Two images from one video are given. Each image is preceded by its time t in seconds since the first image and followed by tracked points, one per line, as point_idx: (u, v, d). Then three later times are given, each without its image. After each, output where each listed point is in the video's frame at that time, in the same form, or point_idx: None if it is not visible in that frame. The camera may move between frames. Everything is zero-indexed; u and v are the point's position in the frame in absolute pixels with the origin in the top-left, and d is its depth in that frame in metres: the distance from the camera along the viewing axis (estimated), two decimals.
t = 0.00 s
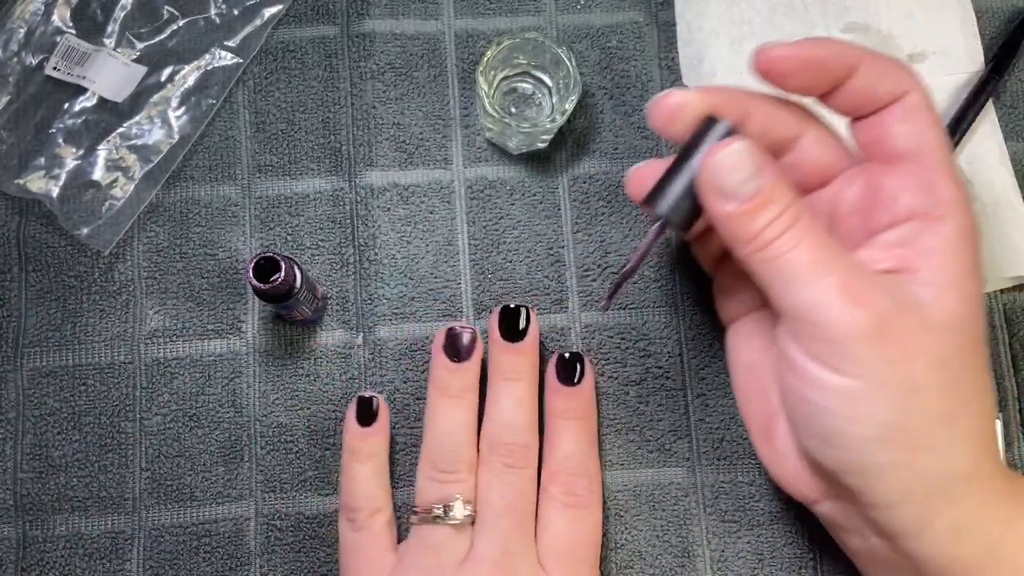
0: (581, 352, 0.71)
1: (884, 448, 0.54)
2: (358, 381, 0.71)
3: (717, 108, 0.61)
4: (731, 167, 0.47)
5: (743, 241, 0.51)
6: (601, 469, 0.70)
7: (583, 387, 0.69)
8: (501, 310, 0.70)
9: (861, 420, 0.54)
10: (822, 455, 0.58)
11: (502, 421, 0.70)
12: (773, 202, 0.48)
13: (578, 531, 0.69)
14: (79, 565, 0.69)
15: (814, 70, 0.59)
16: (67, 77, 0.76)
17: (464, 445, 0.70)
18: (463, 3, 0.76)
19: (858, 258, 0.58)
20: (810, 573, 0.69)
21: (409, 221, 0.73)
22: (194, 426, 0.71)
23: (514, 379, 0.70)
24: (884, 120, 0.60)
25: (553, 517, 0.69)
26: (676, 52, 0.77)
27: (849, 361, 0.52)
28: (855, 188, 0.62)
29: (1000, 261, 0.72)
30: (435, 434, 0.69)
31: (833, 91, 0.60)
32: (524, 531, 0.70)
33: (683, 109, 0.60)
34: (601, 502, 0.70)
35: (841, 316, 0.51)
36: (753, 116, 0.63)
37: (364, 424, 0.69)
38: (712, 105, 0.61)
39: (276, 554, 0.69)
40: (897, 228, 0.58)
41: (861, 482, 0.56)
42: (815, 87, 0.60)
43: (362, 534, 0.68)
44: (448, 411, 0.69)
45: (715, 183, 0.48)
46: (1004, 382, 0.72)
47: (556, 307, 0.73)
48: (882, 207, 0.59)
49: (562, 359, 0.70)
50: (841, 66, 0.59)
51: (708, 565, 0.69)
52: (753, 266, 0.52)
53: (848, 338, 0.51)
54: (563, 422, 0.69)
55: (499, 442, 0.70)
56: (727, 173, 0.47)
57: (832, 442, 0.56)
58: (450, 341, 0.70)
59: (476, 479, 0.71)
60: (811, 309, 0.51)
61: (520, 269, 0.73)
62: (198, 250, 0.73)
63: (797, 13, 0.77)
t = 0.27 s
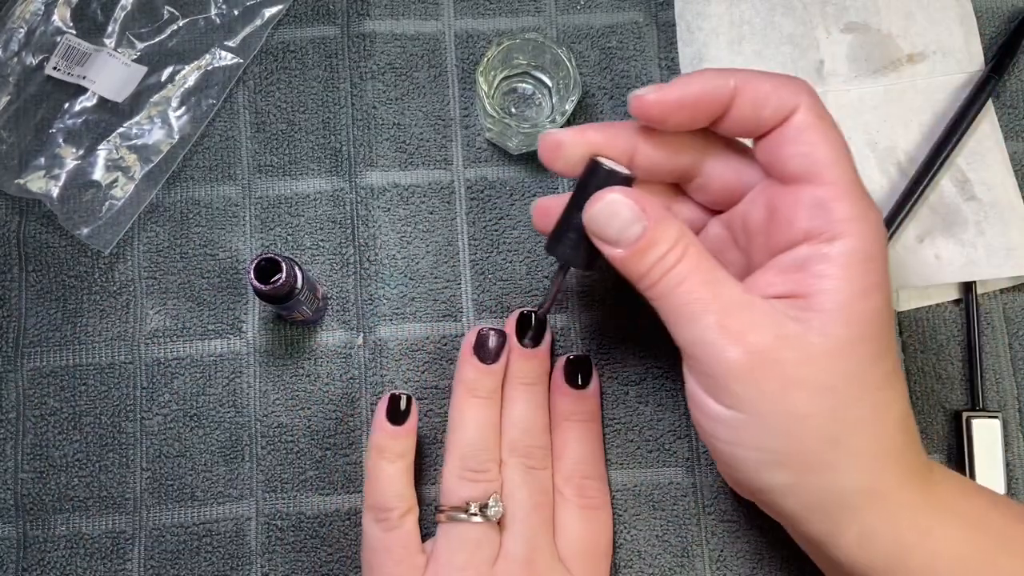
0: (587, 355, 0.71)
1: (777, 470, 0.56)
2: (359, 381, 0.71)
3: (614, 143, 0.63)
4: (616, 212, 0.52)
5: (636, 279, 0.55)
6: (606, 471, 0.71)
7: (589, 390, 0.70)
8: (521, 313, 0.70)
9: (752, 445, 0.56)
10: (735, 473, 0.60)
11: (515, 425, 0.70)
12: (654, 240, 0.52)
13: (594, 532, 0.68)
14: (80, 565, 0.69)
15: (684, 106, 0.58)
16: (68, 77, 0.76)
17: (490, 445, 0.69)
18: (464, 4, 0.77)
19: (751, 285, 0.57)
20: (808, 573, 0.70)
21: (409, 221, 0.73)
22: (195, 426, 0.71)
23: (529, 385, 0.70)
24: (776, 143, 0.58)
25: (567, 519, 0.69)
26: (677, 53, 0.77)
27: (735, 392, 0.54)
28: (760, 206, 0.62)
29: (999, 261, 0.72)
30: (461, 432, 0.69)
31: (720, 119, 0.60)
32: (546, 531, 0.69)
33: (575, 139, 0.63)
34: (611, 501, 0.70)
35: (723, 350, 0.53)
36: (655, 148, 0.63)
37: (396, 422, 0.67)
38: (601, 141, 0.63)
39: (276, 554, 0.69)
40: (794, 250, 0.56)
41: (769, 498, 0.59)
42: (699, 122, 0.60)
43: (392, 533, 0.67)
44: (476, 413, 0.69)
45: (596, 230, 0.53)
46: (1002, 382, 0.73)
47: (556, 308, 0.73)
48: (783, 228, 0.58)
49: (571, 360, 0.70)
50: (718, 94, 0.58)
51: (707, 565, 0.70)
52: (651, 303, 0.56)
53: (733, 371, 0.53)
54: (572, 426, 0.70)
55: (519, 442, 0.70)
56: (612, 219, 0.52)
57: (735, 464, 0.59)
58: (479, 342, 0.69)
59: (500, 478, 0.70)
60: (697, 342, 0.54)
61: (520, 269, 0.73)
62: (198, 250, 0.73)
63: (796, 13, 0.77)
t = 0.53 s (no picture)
0: (587, 356, 0.71)
1: (731, 474, 0.59)
2: (359, 381, 0.71)
3: (582, 156, 0.63)
4: (581, 227, 0.53)
5: (603, 289, 0.57)
6: (607, 471, 0.71)
7: (588, 390, 0.70)
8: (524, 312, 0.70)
9: (706, 451, 0.58)
10: (693, 474, 0.63)
11: (517, 424, 0.70)
12: (620, 254, 0.54)
13: (596, 531, 0.68)
14: (80, 565, 0.69)
15: (644, 125, 0.59)
16: (67, 77, 0.76)
17: (495, 443, 0.69)
18: (464, 3, 0.77)
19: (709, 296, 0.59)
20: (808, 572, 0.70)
21: (409, 221, 0.73)
22: (194, 426, 0.71)
23: (529, 385, 0.70)
24: (737, 160, 0.59)
25: (569, 518, 0.69)
26: (677, 52, 0.76)
27: (688, 403, 0.56)
28: (720, 219, 0.63)
29: (999, 261, 0.72)
30: (466, 429, 0.69)
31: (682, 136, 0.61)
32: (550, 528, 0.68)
33: (542, 153, 0.63)
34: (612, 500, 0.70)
35: (678, 363, 0.55)
36: (620, 162, 0.64)
37: (403, 419, 0.67)
38: (569, 154, 0.63)
39: (276, 554, 0.69)
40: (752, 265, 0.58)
41: (724, 498, 0.62)
42: (661, 140, 0.61)
43: (400, 530, 0.67)
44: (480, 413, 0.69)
45: (565, 243, 0.55)
46: (1002, 382, 0.73)
47: (555, 308, 0.73)
48: (742, 242, 0.59)
49: (572, 360, 0.70)
50: (679, 113, 0.59)
51: (708, 565, 0.70)
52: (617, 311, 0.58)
53: (687, 384, 0.55)
54: (572, 426, 0.70)
55: (519, 441, 0.70)
56: (577, 233, 0.53)
57: (692, 466, 0.61)
58: (484, 341, 0.68)
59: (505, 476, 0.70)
60: (654, 353, 0.56)
61: (520, 269, 0.73)
62: (198, 250, 0.73)
63: (796, 13, 0.77)
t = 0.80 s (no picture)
0: (587, 356, 0.71)
1: (716, 484, 0.59)
2: (359, 381, 0.71)
3: (567, 167, 0.63)
4: (565, 242, 0.53)
5: (589, 301, 0.57)
6: (608, 470, 0.70)
7: (588, 390, 0.70)
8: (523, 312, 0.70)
9: (691, 461, 0.59)
10: (680, 481, 0.63)
11: (518, 423, 0.70)
12: (607, 265, 0.54)
13: (598, 530, 0.68)
14: (81, 565, 0.69)
15: (627, 139, 0.59)
16: (68, 77, 0.76)
17: (497, 442, 0.69)
18: (464, 4, 0.77)
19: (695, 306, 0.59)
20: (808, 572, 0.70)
21: (410, 221, 0.73)
22: (195, 426, 0.71)
23: (530, 385, 0.70)
24: (722, 170, 0.59)
25: (570, 517, 0.69)
26: (677, 52, 0.76)
27: (672, 415, 0.57)
28: (707, 227, 0.62)
29: (999, 261, 0.72)
30: (468, 428, 0.69)
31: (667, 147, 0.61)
32: (551, 526, 0.69)
33: (528, 164, 0.63)
34: (612, 500, 0.70)
35: (661, 376, 0.55)
36: (605, 174, 0.64)
37: (406, 417, 0.67)
38: (553, 166, 0.63)
39: (276, 554, 0.69)
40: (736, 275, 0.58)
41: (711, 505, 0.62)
42: (645, 152, 0.61)
43: (404, 527, 0.67)
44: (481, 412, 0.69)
45: (552, 258, 0.54)
46: (1002, 382, 0.73)
47: (555, 308, 0.73)
48: (726, 252, 0.59)
49: (572, 360, 0.70)
50: (662, 126, 0.59)
51: (708, 565, 0.70)
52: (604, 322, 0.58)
53: (670, 397, 0.55)
54: (573, 426, 0.70)
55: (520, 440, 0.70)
56: (562, 247, 0.53)
57: (677, 474, 0.62)
58: (487, 339, 0.68)
59: (507, 475, 0.70)
60: (638, 365, 0.56)
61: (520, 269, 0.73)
62: (199, 250, 0.73)
63: (796, 13, 0.77)
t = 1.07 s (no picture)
0: (587, 356, 0.71)
1: (711, 486, 0.59)
2: (359, 381, 0.71)
3: (564, 171, 0.64)
4: (560, 246, 0.54)
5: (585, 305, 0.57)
6: (608, 470, 0.70)
7: (588, 390, 0.70)
8: (524, 314, 0.71)
9: (686, 464, 0.59)
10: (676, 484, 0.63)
11: (519, 423, 0.70)
12: (602, 269, 0.54)
13: (599, 530, 0.68)
14: (80, 565, 0.69)
15: (621, 143, 0.59)
16: (67, 77, 0.76)
17: (498, 442, 0.69)
18: (464, 4, 0.77)
19: (690, 310, 0.59)
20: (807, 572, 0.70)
21: (410, 222, 0.73)
22: (195, 426, 0.71)
23: (531, 385, 0.70)
24: (717, 172, 0.59)
25: (571, 517, 0.69)
26: (677, 53, 0.76)
27: (667, 418, 0.57)
28: (702, 230, 0.62)
29: (999, 261, 0.72)
30: (469, 428, 0.69)
31: (662, 151, 0.61)
32: (552, 526, 0.69)
33: (525, 168, 0.64)
34: (612, 500, 0.70)
35: (654, 380, 0.55)
36: (601, 177, 0.64)
37: (407, 416, 0.67)
38: (548, 170, 0.64)
39: (276, 555, 0.69)
40: (731, 279, 0.58)
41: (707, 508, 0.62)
42: (639, 156, 0.61)
43: (405, 527, 0.67)
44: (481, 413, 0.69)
45: (547, 262, 0.55)
46: (1002, 382, 0.73)
47: (555, 308, 0.73)
48: (721, 256, 0.59)
49: (573, 360, 0.70)
50: (656, 130, 0.59)
51: (708, 565, 0.70)
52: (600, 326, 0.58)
53: (664, 401, 0.56)
54: (573, 425, 0.70)
55: (521, 441, 0.70)
56: (557, 252, 0.54)
57: (672, 476, 0.62)
58: (488, 339, 0.69)
59: (508, 475, 0.69)
60: (632, 369, 0.56)
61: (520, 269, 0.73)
62: (198, 250, 0.73)
63: (796, 13, 0.77)
